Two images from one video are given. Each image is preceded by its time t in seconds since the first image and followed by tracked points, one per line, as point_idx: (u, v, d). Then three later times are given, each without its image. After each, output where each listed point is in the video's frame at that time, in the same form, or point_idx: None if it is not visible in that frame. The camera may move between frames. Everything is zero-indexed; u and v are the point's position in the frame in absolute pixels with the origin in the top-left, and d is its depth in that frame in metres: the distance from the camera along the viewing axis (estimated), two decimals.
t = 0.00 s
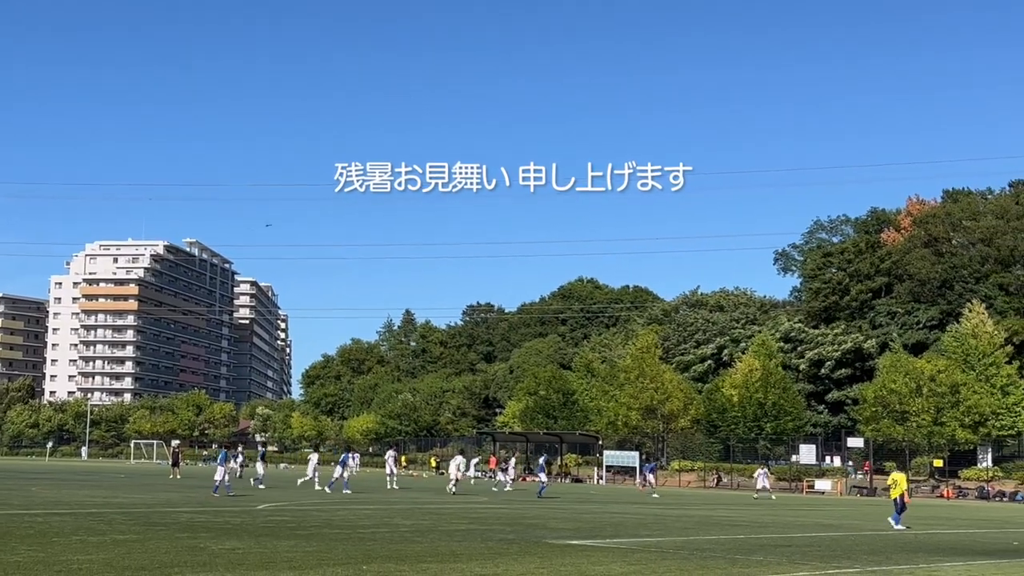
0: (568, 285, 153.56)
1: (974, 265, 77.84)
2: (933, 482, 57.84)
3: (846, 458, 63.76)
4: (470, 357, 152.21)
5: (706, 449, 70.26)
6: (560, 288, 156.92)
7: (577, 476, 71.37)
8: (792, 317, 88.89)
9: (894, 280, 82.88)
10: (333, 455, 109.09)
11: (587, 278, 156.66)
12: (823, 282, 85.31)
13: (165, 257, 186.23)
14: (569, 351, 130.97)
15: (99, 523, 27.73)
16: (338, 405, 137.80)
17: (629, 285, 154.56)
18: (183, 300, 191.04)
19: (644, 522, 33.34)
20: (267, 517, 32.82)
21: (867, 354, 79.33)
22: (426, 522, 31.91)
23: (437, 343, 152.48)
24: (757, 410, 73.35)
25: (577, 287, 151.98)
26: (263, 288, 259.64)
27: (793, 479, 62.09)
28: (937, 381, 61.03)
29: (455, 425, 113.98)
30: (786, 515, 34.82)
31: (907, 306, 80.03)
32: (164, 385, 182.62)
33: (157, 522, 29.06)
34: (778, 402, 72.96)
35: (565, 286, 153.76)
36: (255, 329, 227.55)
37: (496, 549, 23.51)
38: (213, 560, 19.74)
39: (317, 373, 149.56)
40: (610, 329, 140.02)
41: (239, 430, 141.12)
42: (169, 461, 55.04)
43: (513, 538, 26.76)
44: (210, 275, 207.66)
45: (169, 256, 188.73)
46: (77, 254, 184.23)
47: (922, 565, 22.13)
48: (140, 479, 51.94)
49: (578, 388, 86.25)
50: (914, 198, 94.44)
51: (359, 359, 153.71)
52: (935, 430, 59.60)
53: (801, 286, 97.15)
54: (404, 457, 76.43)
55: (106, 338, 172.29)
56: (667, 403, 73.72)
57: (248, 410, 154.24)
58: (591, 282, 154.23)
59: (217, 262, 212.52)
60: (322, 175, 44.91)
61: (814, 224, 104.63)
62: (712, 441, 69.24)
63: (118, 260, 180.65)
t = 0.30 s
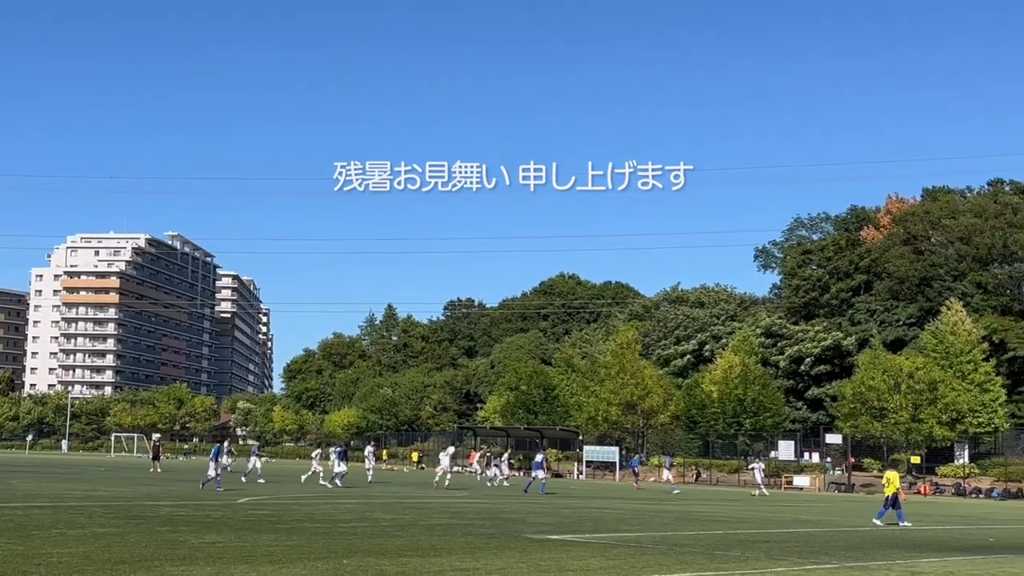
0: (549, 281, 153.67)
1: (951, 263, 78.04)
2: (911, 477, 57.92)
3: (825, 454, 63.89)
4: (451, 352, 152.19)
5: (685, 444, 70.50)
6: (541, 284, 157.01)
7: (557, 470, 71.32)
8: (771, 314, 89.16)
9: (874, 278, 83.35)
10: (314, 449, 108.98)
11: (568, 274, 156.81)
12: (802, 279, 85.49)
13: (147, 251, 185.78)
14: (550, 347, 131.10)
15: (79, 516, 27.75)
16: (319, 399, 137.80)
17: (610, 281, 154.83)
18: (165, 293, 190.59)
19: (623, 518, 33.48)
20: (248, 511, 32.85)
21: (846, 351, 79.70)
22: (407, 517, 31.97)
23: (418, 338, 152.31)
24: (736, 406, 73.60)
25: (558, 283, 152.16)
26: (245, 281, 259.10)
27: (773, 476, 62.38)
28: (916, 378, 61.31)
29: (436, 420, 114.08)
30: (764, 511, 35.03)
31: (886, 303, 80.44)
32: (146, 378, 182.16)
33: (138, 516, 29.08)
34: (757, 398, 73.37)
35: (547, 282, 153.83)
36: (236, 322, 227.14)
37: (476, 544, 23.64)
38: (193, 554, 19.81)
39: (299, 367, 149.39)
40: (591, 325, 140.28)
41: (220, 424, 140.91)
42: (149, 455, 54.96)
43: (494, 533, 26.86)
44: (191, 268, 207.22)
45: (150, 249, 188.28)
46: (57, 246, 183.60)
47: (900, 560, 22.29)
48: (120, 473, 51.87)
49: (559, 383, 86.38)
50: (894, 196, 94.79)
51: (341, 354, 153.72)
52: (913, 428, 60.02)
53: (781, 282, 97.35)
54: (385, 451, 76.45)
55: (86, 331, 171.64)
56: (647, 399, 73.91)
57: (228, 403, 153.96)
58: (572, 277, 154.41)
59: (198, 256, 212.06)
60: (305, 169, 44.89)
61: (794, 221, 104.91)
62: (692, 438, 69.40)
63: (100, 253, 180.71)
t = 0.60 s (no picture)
0: (525, 276, 153.68)
1: (923, 261, 78.17)
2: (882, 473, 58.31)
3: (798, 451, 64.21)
4: (427, 347, 152.10)
5: (660, 440, 70.68)
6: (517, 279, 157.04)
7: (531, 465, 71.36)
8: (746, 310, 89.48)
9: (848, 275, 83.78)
10: (289, 442, 108.82)
11: (544, 269, 156.91)
12: (777, 276, 85.96)
13: (123, 243, 185.07)
14: (526, 342, 131.17)
15: (54, 509, 27.69)
16: (296, 392, 137.64)
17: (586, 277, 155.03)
18: (140, 286, 189.89)
19: (597, 512, 33.61)
20: (223, 504, 32.82)
21: (820, 349, 80.10)
22: (382, 511, 32.00)
23: (395, 332, 152.14)
24: (711, 402, 73.79)
25: (535, 278, 152.24)
26: (222, 274, 258.38)
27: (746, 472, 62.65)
28: (888, 375, 61.81)
29: (412, 414, 114.02)
30: (737, 506, 35.21)
31: (859, 301, 80.93)
32: (121, 371, 181.43)
33: (113, 508, 29.03)
34: (732, 394, 73.53)
35: (523, 277, 153.84)
36: (213, 315, 226.48)
37: (451, 538, 23.73)
38: (168, 547, 19.81)
39: (275, 361, 149.05)
40: (568, 320, 140.51)
41: (196, 417, 140.46)
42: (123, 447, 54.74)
43: (469, 527, 26.94)
44: (168, 261, 206.55)
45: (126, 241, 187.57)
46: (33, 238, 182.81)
47: (870, 556, 22.49)
48: (94, 466, 51.69)
49: (534, 378, 86.50)
50: (869, 194, 95.27)
51: (317, 347, 153.58)
52: (885, 424, 60.51)
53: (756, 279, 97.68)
54: (361, 445, 76.38)
55: (62, 323, 170.66)
56: (622, 394, 73.98)
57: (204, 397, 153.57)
58: (549, 273, 154.45)
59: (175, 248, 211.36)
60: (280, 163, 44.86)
61: (769, 218, 105.29)
62: (666, 433, 69.56)
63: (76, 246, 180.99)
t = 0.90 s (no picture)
0: (499, 271, 153.74)
1: (893, 258, 78.75)
2: (850, 468, 58.71)
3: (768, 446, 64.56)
4: (401, 341, 152.00)
5: (632, 435, 70.95)
6: (491, 273, 157.09)
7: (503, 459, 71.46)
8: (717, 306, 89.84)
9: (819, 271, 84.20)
10: (262, 436, 108.74)
11: (517, 264, 157.10)
12: (748, 272, 86.42)
13: (96, 234, 184.38)
14: (499, 336, 131.31)
15: (25, 502, 27.66)
16: (269, 385, 137.58)
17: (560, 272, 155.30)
18: (113, 278, 189.18)
19: (569, 506, 33.78)
20: (196, 497, 32.83)
21: (790, 344, 80.52)
22: (354, 504, 32.09)
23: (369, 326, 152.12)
24: (682, 396, 74.15)
25: (508, 273, 152.38)
26: (196, 267, 257.66)
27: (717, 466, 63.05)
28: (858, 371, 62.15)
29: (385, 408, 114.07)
30: (709, 501, 35.41)
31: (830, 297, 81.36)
32: (93, 363, 180.81)
33: (84, 501, 28.99)
34: (703, 389, 73.80)
35: (497, 272, 153.90)
36: (186, 308, 225.83)
37: (424, 531, 23.84)
38: (139, 540, 19.82)
39: (249, 354, 148.78)
40: (541, 315, 140.74)
41: (168, 410, 140.08)
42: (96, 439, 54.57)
43: (442, 520, 27.01)
44: (141, 254, 205.89)
45: (99, 233, 186.92)
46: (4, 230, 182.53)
47: (839, 550, 22.68)
48: (66, 458, 51.57)
49: (507, 372, 86.67)
50: (840, 192, 95.81)
51: (291, 341, 153.43)
52: (854, 420, 60.81)
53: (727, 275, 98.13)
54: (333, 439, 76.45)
55: (34, 315, 169.83)
56: (594, 389, 74.23)
57: (177, 390, 153.14)
58: (522, 268, 154.60)
59: (148, 241, 210.68)
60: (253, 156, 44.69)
61: (741, 214, 105.71)
62: (638, 428, 69.81)
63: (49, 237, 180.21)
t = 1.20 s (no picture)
0: (473, 265, 153.66)
1: (865, 254, 79.21)
2: (821, 462, 59.00)
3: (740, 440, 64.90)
4: (375, 335, 151.71)
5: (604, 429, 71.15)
6: (466, 268, 156.94)
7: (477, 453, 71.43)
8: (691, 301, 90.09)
9: (791, 267, 84.61)
10: (236, 430, 108.34)
11: (492, 259, 157.10)
12: (721, 268, 86.73)
13: (69, 227, 183.31)
14: (473, 330, 131.19)
15: None
16: (243, 378, 137.11)
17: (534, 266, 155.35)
18: (86, 271, 188.16)
19: (542, 500, 33.91)
20: (170, 491, 32.78)
21: (763, 340, 80.91)
22: (329, 498, 32.09)
23: (343, 320, 151.92)
24: (655, 391, 74.36)
25: (483, 267, 152.31)
26: (170, 261, 256.74)
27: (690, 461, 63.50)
28: (829, 366, 62.49)
29: (359, 402, 113.86)
30: (681, 495, 35.59)
31: (802, 293, 81.79)
32: (66, 357, 179.74)
33: (58, 495, 28.92)
34: (675, 384, 74.06)
35: (471, 266, 153.83)
36: (160, 301, 224.88)
37: (397, 525, 23.91)
38: (113, 534, 19.80)
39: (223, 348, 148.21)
40: (515, 309, 140.74)
41: (142, 403, 139.28)
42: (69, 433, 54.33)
43: (415, 515, 27.06)
44: (115, 247, 204.92)
45: (73, 226, 185.92)
46: None
47: (810, 545, 22.87)
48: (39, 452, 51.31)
49: (480, 367, 86.73)
50: (811, 188, 96.25)
51: (265, 335, 152.94)
52: (825, 415, 61.38)
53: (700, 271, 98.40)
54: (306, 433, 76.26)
55: (7, 308, 168.53)
56: (567, 384, 74.71)
57: (150, 384, 152.40)
58: (497, 262, 154.60)
59: (122, 234, 209.73)
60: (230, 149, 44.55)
61: (714, 210, 105.97)
62: (610, 422, 69.98)
63: (21, 230, 179.15)
